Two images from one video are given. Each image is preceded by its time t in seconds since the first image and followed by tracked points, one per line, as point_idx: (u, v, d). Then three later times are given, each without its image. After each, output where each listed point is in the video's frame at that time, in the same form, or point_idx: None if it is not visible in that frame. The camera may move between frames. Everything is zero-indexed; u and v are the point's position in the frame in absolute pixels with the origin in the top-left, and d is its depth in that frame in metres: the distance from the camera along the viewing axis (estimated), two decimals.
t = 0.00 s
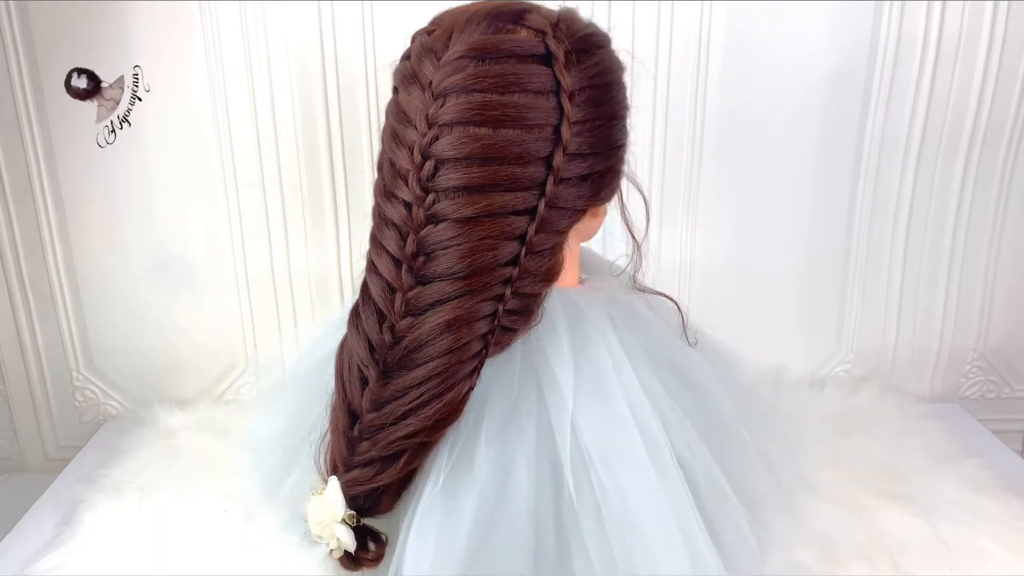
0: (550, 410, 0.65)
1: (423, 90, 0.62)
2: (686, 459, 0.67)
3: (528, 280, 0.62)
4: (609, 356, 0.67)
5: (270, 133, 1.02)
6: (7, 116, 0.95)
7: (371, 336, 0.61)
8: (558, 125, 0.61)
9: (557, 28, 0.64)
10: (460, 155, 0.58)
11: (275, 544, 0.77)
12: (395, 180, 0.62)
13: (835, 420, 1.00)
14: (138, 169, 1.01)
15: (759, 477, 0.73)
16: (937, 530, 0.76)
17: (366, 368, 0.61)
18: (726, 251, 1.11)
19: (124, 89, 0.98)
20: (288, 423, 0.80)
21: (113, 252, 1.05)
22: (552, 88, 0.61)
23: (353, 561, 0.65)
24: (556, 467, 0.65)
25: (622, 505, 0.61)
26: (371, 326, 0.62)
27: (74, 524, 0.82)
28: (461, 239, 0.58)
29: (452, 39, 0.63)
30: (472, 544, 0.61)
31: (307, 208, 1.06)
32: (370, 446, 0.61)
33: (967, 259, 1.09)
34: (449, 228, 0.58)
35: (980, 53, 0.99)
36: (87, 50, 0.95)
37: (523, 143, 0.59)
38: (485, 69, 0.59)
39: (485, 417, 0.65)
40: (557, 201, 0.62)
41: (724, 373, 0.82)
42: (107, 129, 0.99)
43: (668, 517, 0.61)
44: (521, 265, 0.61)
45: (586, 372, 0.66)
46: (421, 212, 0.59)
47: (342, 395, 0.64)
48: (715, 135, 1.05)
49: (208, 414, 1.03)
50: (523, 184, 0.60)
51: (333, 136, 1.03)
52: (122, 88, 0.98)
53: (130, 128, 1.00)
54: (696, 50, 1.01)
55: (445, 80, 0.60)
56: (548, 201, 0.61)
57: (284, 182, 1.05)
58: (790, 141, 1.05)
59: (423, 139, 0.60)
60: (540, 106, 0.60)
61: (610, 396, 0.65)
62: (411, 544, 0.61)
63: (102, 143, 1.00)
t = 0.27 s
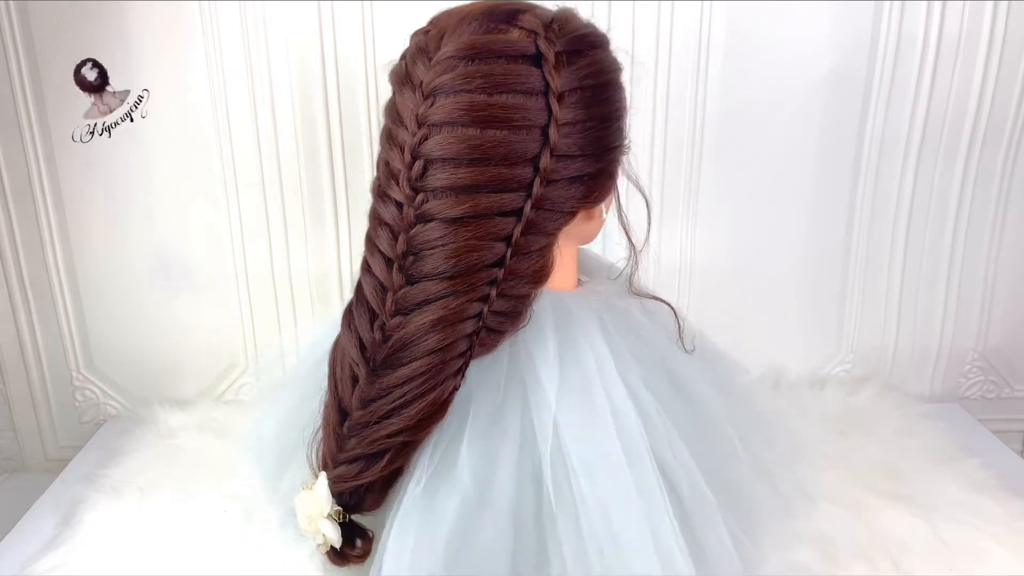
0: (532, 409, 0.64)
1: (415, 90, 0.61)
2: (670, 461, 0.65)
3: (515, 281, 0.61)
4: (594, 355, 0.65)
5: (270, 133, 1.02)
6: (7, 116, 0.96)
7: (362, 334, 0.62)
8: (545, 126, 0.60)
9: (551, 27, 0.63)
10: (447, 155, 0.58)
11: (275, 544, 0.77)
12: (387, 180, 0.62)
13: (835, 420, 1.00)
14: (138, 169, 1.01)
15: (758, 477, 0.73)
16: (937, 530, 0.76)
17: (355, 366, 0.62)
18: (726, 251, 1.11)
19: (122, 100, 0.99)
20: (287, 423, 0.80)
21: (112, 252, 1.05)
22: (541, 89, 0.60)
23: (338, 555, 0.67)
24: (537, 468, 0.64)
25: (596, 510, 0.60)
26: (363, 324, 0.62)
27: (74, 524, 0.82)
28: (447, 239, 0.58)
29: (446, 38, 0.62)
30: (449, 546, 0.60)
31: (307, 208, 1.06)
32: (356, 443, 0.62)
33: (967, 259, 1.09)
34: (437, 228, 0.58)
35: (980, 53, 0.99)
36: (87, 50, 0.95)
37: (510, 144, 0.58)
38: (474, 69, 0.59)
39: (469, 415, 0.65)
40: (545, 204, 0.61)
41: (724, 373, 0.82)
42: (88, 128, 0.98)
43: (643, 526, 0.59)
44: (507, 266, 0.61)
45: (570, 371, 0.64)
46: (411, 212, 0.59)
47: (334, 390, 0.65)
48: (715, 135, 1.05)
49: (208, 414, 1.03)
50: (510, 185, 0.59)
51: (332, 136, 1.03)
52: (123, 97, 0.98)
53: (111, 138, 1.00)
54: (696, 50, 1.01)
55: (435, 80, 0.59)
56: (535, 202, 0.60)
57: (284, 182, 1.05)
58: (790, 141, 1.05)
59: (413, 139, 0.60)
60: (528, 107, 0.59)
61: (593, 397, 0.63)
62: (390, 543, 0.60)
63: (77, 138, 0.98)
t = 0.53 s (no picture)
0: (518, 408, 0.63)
1: (410, 89, 0.61)
2: (656, 464, 0.64)
3: (504, 281, 0.61)
4: (581, 355, 0.64)
5: (270, 133, 1.02)
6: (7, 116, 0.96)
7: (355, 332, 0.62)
8: (535, 127, 0.59)
9: (545, 27, 0.62)
10: (437, 154, 0.58)
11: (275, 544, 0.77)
12: (383, 179, 0.62)
13: (835, 420, 1.00)
14: (138, 169, 1.01)
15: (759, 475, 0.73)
16: (937, 530, 0.76)
17: (348, 363, 0.62)
18: (726, 251, 1.11)
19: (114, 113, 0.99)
20: (287, 424, 0.81)
21: (113, 253, 1.05)
22: (531, 89, 0.59)
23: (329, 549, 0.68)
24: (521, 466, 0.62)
25: (577, 514, 0.58)
26: (357, 322, 0.62)
27: (74, 524, 0.82)
28: (437, 239, 0.58)
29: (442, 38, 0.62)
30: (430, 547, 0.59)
31: (307, 208, 1.06)
32: (346, 439, 0.62)
33: (967, 259, 1.09)
34: (428, 227, 0.58)
35: (980, 53, 0.99)
36: (87, 50, 0.96)
37: (499, 144, 0.58)
38: (466, 69, 0.58)
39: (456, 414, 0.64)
40: (535, 204, 0.60)
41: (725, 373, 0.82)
42: (71, 116, 0.98)
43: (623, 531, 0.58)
44: (496, 266, 0.60)
45: (558, 370, 0.64)
46: (403, 211, 0.59)
47: (329, 386, 0.66)
48: (715, 135, 1.05)
49: (208, 414, 1.03)
50: (499, 185, 0.58)
51: (332, 136, 1.03)
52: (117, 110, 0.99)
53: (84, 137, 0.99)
54: (696, 50, 1.01)
55: (428, 79, 0.59)
56: (525, 202, 0.60)
57: (284, 182, 1.05)
58: (790, 140, 1.05)
59: (406, 138, 0.60)
60: (518, 107, 0.58)
61: (579, 397, 0.62)
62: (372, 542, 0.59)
63: (55, 119, 0.97)
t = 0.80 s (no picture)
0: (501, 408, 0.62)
1: (404, 88, 0.61)
2: (635, 465, 0.62)
3: (492, 282, 0.60)
4: (567, 356, 0.64)
5: (270, 133, 1.02)
6: (7, 115, 0.96)
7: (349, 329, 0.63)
8: (523, 128, 0.58)
9: (538, 27, 0.61)
10: (426, 154, 0.58)
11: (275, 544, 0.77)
12: (378, 178, 0.63)
13: (835, 420, 1.00)
14: (138, 169, 1.01)
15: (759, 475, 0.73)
16: (937, 530, 0.76)
17: (340, 361, 0.63)
18: (726, 251, 1.11)
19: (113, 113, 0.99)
20: (287, 424, 0.81)
21: (113, 253, 1.05)
22: (520, 90, 0.58)
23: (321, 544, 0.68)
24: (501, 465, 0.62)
25: (552, 516, 0.58)
26: (351, 319, 0.63)
27: (74, 524, 0.82)
28: (424, 238, 0.58)
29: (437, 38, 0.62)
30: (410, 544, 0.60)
31: (307, 208, 1.06)
32: (335, 436, 0.62)
33: (967, 259, 1.09)
34: (417, 226, 0.58)
35: (980, 53, 0.99)
36: (87, 50, 0.96)
37: (487, 144, 0.57)
38: (457, 68, 0.58)
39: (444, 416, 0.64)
40: (523, 206, 0.59)
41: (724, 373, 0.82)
42: (70, 115, 0.98)
43: (596, 538, 0.57)
44: (482, 266, 0.59)
45: (543, 369, 0.63)
46: (394, 209, 0.59)
47: (323, 383, 0.66)
48: (715, 135, 1.05)
49: (208, 414, 1.03)
50: (486, 185, 0.58)
51: (332, 136, 1.03)
52: (117, 110, 0.99)
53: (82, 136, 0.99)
54: (696, 50, 1.01)
55: (420, 79, 0.59)
56: (513, 203, 0.59)
57: (283, 182, 1.05)
58: (790, 141, 1.05)
59: (398, 137, 0.60)
60: (506, 107, 0.57)
61: (563, 400, 0.61)
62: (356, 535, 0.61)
63: (55, 117, 0.97)
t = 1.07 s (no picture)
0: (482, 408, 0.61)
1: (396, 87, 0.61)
2: (612, 469, 0.60)
3: (477, 282, 0.59)
4: (550, 357, 0.62)
5: (269, 133, 1.02)
6: (7, 116, 0.96)
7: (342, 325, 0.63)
8: (510, 128, 0.57)
9: (529, 26, 0.59)
10: (413, 153, 0.58)
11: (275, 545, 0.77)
12: (372, 176, 0.63)
13: (835, 420, 1.00)
14: (137, 169, 1.01)
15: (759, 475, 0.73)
16: (937, 530, 0.77)
17: (332, 358, 0.63)
18: (726, 251, 1.11)
19: (113, 113, 0.99)
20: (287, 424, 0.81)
21: (113, 254, 1.05)
22: (508, 91, 0.57)
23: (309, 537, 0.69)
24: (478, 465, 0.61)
25: (522, 521, 0.56)
26: (345, 316, 0.63)
27: (74, 524, 0.82)
28: (410, 237, 0.57)
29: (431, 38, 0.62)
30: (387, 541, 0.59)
31: (307, 208, 1.06)
32: (323, 430, 0.62)
33: (967, 259, 1.09)
34: (404, 225, 0.58)
35: (980, 53, 0.99)
36: (88, 50, 0.96)
37: (472, 144, 0.56)
38: (445, 68, 0.57)
39: (424, 417, 0.62)
40: (508, 206, 0.58)
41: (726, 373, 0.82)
42: (70, 115, 0.97)
43: (564, 544, 0.55)
44: (466, 267, 0.58)
45: (526, 367, 0.61)
46: (384, 208, 0.59)
47: (318, 379, 0.67)
48: (716, 135, 1.05)
49: (208, 414, 1.03)
50: (470, 186, 0.57)
51: (332, 136, 1.03)
52: (117, 110, 0.99)
53: (82, 136, 0.99)
54: (696, 50, 1.01)
55: (410, 78, 0.59)
56: (497, 202, 0.58)
57: (283, 182, 1.04)
58: (791, 140, 1.05)
59: (388, 136, 0.60)
60: (493, 107, 0.57)
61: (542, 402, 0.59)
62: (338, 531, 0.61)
63: (55, 117, 0.97)
